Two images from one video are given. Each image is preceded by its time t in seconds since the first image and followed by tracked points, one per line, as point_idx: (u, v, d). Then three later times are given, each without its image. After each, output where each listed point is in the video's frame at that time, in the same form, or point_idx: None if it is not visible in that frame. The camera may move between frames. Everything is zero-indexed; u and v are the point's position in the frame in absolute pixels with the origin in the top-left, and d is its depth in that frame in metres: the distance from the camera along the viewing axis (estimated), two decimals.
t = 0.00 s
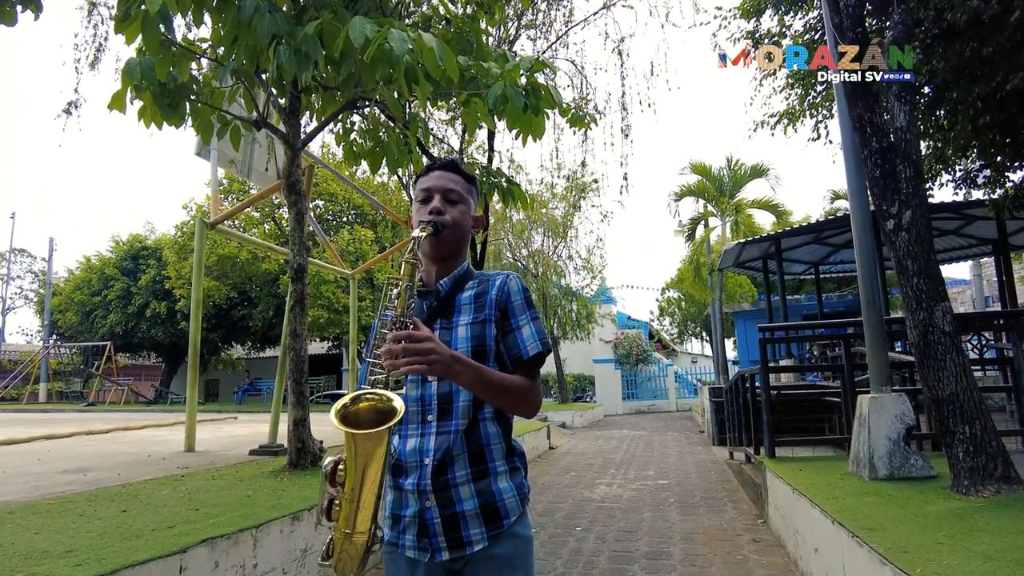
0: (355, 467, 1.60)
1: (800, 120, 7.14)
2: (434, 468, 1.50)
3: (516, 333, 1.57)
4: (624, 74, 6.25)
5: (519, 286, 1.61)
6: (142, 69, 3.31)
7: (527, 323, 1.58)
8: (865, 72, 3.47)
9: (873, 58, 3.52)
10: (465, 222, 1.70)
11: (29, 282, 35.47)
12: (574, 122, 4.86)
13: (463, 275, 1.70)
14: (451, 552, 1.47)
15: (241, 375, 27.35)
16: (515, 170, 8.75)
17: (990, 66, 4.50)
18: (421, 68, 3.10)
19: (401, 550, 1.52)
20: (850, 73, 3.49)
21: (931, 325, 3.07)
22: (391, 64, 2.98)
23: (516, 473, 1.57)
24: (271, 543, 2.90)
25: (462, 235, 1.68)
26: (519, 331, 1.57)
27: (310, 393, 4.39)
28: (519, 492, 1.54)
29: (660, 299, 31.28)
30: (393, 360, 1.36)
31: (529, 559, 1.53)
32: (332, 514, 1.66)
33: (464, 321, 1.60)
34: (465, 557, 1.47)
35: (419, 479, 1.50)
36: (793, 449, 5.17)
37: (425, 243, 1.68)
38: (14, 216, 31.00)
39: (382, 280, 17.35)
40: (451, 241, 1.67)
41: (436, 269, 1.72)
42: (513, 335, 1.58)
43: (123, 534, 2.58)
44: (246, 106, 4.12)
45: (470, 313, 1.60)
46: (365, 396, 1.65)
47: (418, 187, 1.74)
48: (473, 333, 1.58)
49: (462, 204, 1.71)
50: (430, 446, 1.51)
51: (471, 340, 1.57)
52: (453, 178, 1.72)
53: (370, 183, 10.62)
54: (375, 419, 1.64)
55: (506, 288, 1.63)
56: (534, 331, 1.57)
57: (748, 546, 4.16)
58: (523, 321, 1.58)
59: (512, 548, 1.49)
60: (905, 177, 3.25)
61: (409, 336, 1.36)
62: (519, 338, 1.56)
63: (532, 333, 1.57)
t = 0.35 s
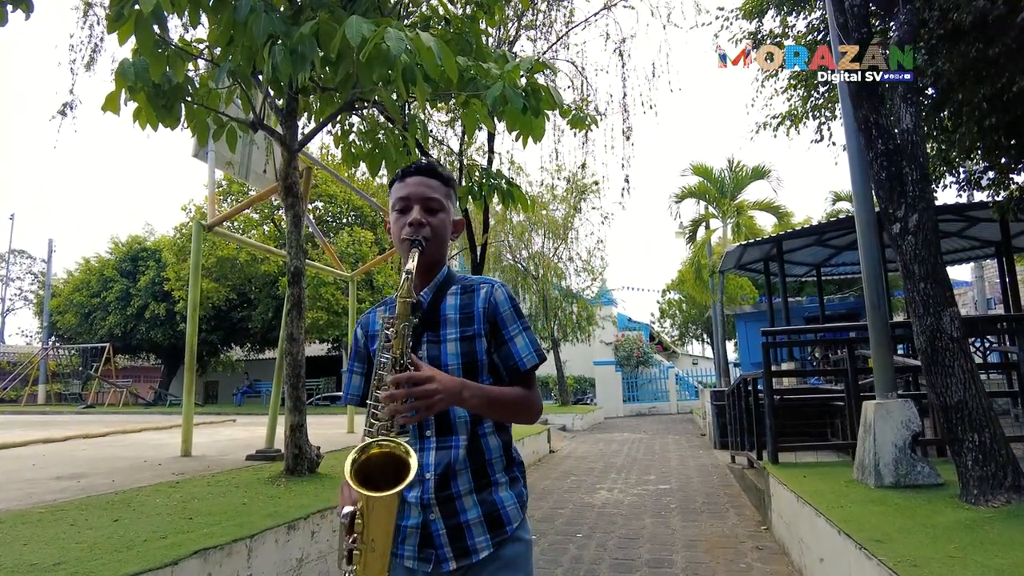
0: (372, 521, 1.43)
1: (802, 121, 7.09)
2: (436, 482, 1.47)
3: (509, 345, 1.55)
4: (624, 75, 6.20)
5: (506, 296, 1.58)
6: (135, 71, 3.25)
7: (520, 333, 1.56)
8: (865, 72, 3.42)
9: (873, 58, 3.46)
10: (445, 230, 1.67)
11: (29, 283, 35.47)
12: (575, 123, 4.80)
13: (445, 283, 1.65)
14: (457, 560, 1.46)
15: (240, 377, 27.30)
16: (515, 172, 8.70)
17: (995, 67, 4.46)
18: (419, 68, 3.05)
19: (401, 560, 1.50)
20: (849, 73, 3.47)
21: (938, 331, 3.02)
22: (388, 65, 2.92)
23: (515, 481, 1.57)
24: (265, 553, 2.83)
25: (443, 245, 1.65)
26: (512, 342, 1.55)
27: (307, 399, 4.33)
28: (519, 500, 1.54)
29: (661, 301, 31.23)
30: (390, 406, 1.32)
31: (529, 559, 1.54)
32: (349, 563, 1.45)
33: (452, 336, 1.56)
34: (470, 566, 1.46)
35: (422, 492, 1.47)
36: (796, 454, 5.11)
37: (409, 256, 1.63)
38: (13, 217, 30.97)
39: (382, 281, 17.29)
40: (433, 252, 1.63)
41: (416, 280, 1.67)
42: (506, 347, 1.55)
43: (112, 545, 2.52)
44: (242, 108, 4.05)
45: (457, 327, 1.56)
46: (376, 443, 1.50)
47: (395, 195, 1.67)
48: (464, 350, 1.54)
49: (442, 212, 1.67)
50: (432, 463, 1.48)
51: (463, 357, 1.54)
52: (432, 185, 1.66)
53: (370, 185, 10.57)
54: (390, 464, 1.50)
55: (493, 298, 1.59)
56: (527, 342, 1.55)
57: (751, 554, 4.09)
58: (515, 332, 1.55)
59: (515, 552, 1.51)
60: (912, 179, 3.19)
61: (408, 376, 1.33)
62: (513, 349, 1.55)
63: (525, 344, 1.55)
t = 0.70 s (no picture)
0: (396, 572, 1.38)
1: (805, 122, 7.03)
2: (457, 503, 1.46)
3: (521, 359, 1.53)
4: (626, 75, 6.15)
5: (514, 308, 1.55)
6: (130, 70, 3.18)
7: (530, 346, 1.54)
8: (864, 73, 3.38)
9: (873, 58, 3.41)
10: (445, 242, 1.62)
11: (28, 283, 35.45)
12: (577, 123, 4.75)
13: (448, 296, 1.60)
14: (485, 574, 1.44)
15: (240, 378, 27.24)
16: (516, 172, 8.64)
17: (1002, 67, 4.40)
18: (419, 68, 2.99)
19: None
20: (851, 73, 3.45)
21: (948, 337, 2.96)
22: (388, 65, 2.87)
23: (535, 492, 1.55)
24: (262, 562, 2.78)
25: (444, 259, 1.61)
26: (523, 355, 1.53)
27: (305, 403, 4.26)
28: (540, 510, 1.53)
29: (662, 302, 31.17)
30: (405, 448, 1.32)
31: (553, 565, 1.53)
32: None
33: (459, 354, 1.52)
34: None
35: (443, 513, 1.46)
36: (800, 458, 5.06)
37: (411, 274, 1.58)
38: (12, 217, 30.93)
39: (382, 282, 17.24)
40: (436, 268, 1.59)
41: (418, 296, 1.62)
42: (517, 360, 1.53)
43: (106, 555, 2.47)
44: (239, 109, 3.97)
45: (465, 344, 1.52)
46: (387, 492, 1.45)
47: (390, 208, 1.61)
48: (474, 368, 1.51)
49: (441, 223, 1.61)
50: (450, 486, 1.47)
51: (472, 375, 1.51)
52: (428, 196, 1.59)
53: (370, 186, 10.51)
54: (407, 511, 1.45)
55: (501, 311, 1.55)
56: (538, 354, 1.53)
57: (756, 561, 4.05)
58: (525, 346, 1.53)
59: (540, 560, 1.49)
60: (920, 182, 3.14)
61: (418, 420, 1.32)
62: (525, 362, 1.52)
63: (537, 357, 1.53)
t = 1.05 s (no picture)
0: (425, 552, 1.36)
1: (809, 121, 6.97)
2: (488, 510, 1.43)
3: (557, 357, 1.51)
4: (629, 74, 6.08)
5: (553, 305, 1.53)
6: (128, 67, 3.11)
7: (567, 344, 1.52)
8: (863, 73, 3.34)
9: (872, 58, 3.37)
10: (481, 235, 1.62)
11: (27, 282, 35.37)
12: (580, 122, 4.68)
13: (486, 293, 1.61)
14: None
15: (239, 377, 27.16)
16: (517, 171, 8.57)
17: (1010, 65, 4.34)
18: (421, 64, 2.93)
19: None
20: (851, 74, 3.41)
21: (963, 339, 2.90)
22: (390, 62, 2.80)
23: (570, 508, 1.53)
24: (261, 570, 2.72)
25: (480, 252, 1.61)
26: (560, 354, 1.51)
27: (306, 406, 4.20)
28: (574, 529, 1.51)
29: (662, 302, 31.10)
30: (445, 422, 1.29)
31: None
32: None
33: (497, 349, 1.51)
34: None
35: (472, 520, 1.43)
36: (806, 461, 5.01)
37: (447, 267, 1.58)
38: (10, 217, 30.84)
39: (381, 281, 17.17)
40: (471, 258, 1.60)
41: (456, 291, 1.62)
42: (554, 359, 1.51)
43: (100, 563, 2.40)
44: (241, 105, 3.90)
45: (502, 339, 1.51)
46: (423, 472, 1.45)
47: (425, 202, 1.62)
48: (512, 363, 1.50)
49: (476, 215, 1.62)
50: (481, 490, 1.44)
51: (510, 371, 1.49)
52: (465, 188, 1.61)
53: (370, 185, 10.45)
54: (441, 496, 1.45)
55: (539, 308, 1.54)
56: (575, 353, 1.51)
57: (762, 565, 4.00)
58: (563, 343, 1.52)
59: None
60: (933, 181, 3.08)
61: (458, 398, 1.28)
62: (562, 361, 1.51)
63: (574, 356, 1.51)
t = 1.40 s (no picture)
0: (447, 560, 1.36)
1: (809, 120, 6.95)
2: (519, 520, 1.41)
3: (587, 364, 1.48)
4: (629, 73, 6.05)
5: (583, 311, 1.51)
6: (124, 64, 3.07)
7: (598, 350, 1.49)
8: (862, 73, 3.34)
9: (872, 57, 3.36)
10: (511, 240, 1.60)
11: (24, 281, 35.26)
12: (580, 122, 4.66)
13: (515, 298, 1.58)
14: None
15: (236, 377, 27.10)
16: (516, 170, 8.53)
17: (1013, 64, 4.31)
18: (420, 61, 2.89)
19: None
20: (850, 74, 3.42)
21: (970, 341, 2.87)
22: (389, 60, 2.76)
23: (601, 519, 1.51)
24: None
25: (509, 257, 1.58)
26: (591, 360, 1.48)
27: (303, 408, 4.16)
28: (605, 541, 1.48)
29: (660, 302, 31.10)
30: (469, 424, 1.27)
31: None
32: None
33: (527, 355, 1.48)
34: None
35: (504, 530, 1.40)
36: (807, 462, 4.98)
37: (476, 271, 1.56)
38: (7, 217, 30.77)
39: (379, 281, 17.12)
40: (500, 264, 1.57)
41: (484, 296, 1.60)
42: (584, 365, 1.48)
43: (93, 570, 2.36)
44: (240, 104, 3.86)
45: (533, 345, 1.48)
46: (445, 478, 1.44)
47: (456, 205, 1.61)
48: (543, 369, 1.47)
49: (505, 219, 1.60)
50: (513, 499, 1.41)
51: (541, 377, 1.46)
52: (495, 193, 1.59)
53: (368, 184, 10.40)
54: (462, 501, 1.43)
55: (570, 314, 1.51)
56: (605, 359, 1.48)
57: (764, 568, 3.97)
58: (593, 350, 1.49)
59: None
60: (938, 182, 3.05)
61: (482, 398, 1.27)
62: (591, 368, 1.48)
63: (604, 362, 1.48)
